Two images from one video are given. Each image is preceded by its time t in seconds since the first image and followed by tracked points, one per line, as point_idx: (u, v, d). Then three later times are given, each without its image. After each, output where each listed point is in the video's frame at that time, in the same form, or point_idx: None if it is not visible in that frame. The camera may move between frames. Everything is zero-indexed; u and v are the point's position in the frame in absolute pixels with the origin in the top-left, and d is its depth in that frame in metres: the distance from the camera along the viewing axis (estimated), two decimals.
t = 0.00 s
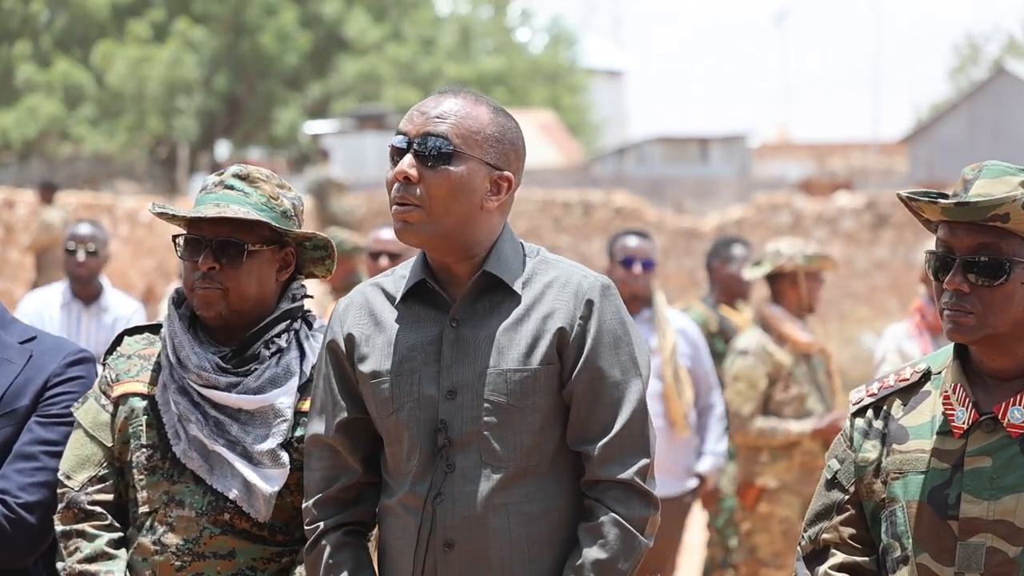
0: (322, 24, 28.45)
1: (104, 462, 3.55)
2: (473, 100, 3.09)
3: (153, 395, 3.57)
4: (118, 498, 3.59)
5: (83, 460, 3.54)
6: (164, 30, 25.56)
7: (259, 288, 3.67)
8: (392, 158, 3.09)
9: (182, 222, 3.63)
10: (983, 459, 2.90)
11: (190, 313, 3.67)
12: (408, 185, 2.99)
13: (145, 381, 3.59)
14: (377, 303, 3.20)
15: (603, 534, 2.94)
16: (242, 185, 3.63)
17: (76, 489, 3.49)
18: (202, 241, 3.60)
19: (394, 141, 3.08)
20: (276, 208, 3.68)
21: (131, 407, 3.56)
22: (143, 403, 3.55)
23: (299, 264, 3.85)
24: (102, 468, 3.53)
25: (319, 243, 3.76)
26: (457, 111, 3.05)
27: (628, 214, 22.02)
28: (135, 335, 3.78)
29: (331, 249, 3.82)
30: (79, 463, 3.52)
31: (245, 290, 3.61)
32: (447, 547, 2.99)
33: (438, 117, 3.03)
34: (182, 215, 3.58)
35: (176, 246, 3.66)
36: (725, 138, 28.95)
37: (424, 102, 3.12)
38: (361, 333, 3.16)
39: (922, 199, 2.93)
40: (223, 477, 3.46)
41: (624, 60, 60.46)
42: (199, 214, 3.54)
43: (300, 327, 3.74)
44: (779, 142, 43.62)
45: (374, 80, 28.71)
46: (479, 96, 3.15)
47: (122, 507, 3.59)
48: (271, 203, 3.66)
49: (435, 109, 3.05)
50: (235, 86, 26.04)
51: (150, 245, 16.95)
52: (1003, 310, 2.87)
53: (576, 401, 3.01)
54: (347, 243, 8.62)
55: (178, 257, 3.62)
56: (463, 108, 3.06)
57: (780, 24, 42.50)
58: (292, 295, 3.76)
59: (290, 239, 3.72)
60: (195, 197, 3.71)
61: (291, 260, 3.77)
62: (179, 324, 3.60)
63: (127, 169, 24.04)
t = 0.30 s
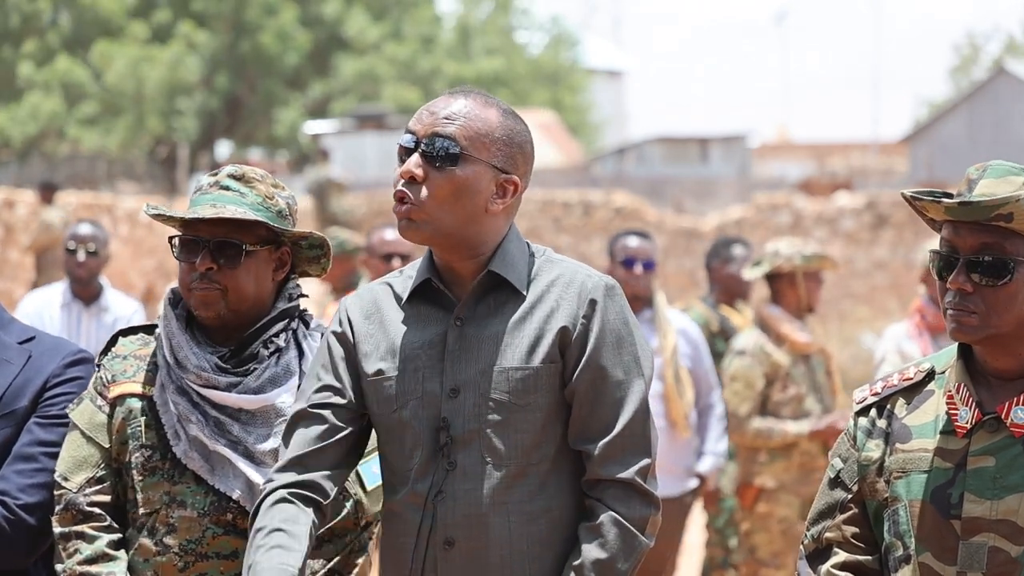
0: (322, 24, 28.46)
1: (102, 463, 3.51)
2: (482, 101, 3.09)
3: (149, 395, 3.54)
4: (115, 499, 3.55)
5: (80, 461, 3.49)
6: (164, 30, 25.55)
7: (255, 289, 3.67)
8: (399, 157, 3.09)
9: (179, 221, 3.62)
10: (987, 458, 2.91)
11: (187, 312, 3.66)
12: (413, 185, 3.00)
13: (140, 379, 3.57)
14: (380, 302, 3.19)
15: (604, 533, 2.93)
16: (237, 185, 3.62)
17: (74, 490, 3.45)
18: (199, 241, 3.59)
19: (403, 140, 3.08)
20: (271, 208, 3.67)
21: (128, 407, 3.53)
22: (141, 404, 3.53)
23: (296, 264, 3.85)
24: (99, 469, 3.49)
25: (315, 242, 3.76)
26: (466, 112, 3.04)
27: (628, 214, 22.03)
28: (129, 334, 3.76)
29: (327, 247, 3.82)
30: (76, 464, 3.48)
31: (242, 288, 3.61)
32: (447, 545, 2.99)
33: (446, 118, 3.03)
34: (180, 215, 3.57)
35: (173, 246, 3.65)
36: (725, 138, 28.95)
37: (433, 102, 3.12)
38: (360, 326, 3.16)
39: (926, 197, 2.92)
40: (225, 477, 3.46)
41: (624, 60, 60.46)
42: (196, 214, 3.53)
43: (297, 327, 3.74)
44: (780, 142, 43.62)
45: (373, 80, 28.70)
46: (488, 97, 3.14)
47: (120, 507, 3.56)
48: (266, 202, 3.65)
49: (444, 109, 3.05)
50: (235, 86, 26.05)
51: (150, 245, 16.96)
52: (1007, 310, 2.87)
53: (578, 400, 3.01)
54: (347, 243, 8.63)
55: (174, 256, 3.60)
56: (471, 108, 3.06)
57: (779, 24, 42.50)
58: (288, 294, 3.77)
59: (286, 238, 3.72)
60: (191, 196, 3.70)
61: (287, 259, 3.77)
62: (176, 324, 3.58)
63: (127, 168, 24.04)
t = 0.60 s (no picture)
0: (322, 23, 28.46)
1: (99, 463, 3.50)
2: (476, 103, 3.09)
3: (147, 396, 3.54)
4: (113, 500, 3.54)
5: (78, 462, 3.49)
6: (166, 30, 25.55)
7: (252, 288, 3.68)
8: (394, 161, 3.08)
9: (175, 221, 3.61)
10: (987, 458, 2.91)
11: (184, 312, 3.67)
12: (410, 190, 2.99)
13: (136, 380, 3.57)
14: (382, 303, 3.19)
15: (608, 534, 2.94)
16: (235, 184, 3.61)
17: (72, 491, 3.44)
18: (197, 239, 3.59)
19: (397, 144, 3.07)
20: (268, 207, 3.66)
21: (126, 408, 3.53)
22: (138, 404, 3.53)
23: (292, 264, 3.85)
24: (96, 470, 3.49)
25: (313, 241, 3.75)
26: (460, 115, 3.04)
27: (628, 214, 22.03)
28: (125, 335, 3.75)
29: (324, 247, 3.81)
30: (73, 465, 3.48)
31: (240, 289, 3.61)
32: (451, 547, 2.98)
33: (440, 122, 3.02)
34: (176, 214, 3.56)
35: (169, 245, 3.65)
36: (725, 138, 28.93)
37: (427, 105, 3.11)
38: (359, 326, 3.17)
39: (927, 199, 2.92)
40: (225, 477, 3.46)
41: (624, 60, 60.43)
42: (193, 213, 3.53)
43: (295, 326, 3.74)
44: (779, 142, 43.60)
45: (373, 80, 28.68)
46: (481, 98, 3.14)
47: (118, 507, 3.55)
48: (262, 202, 3.65)
49: (437, 113, 3.05)
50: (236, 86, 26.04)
51: (151, 245, 16.96)
52: (1007, 311, 2.87)
53: (581, 400, 3.01)
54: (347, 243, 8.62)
55: (172, 255, 3.60)
56: (466, 111, 3.05)
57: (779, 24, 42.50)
58: (285, 294, 3.77)
59: (283, 237, 3.72)
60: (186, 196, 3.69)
61: (284, 258, 3.77)
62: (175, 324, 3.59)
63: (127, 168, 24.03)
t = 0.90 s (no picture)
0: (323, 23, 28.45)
1: (97, 466, 3.50)
2: (470, 109, 3.08)
3: (145, 398, 3.54)
4: (112, 502, 3.53)
5: (75, 464, 3.48)
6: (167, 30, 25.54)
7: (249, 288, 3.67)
8: (388, 172, 3.06)
9: (171, 222, 3.61)
10: (986, 458, 2.91)
11: (180, 314, 3.67)
12: (409, 201, 2.97)
13: (133, 382, 3.57)
14: (382, 308, 3.17)
15: (618, 537, 2.95)
16: (230, 185, 3.62)
17: (71, 493, 3.44)
18: (193, 241, 3.60)
19: (390, 155, 3.05)
20: (263, 207, 3.67)
21: (123, 409, 3.52)
22: (135, 406, 3.53)
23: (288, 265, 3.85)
24: (94, 472, 3.48)
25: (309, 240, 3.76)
26: (456, 122, 3.03)
27: (628, 214, 22.03)
28: (121, 337, 3.74)
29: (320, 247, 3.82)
30: (71, 467, 3.47)
31: (237, 290, 3.61)
32: (460, 553, 2.98)
33: (435, 131, 3.01)
34: (172, 215, 3.56)
35: (165, 247, 3.65)
36: (725, 138, 28.93)
37: (420, 113, 3.09)
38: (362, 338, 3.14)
39: (925, 201, 2.93)
40: (225, 478, 3.46)
41: (624, 59, 60.44)
42: (190, 214, 3.53)
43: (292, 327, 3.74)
44: (779, 142, 43.60)
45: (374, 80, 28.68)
46: (475, 103, 3.13)
47: (117, 509, 3.54)
48: (258, 202, 3.65)
49: (431, 122, 3.03)
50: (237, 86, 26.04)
51: (151, 245, 16.97)
52: (1007, 312, 2.87)
53: (589, 404, 3.02)
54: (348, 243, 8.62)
55: (169, 256, 3.61)
56: (461, 118, 3.04)
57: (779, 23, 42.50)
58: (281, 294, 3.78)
59: (278, 238, 3.72)
60: (182, 197, 3.69)
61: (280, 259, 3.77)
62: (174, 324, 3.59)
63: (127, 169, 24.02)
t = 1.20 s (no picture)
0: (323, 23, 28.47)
1: (96, 467, 3.49)
2: (474, 97, 3.09)
3: (143, 399, 3.54)
4: (110, 502, 3.53)
5: (74, 465, 3.48)
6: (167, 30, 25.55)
7: (246, 288, 3.67)
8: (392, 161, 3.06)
9: (166, 223, 3.60)
10: (982, 459, 2.91)
11: (177, 314, 3.66)
12: (415, 185, 2.97)
13: (130, 382, 3.56)
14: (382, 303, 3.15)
15: (629, 538, 2.95)
16: (226, 185, 3.62)
17: (69, 494, 3.44)
18: (190, 241, 3.59)
19: (394, 142, 3.04)
20: (260, 207, 3.67)
21: (122, 410, 3.52)
22: (133, 406, 3.52)
23: (284, 265, 3.85)
24: (93, 473, 3.48)
25: (306, 240, 3.75)
26: (462, 108, 3.03)
27: (628, 214, 22.04)
28: (119, 337, 3.73)
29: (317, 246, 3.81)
30: (70, 468, 3.47)
31: (234, 291, 3.61)
32: (470, 555, 2.97)
33: (439, 115, 3.01)
34: (167, 216, 3.55)
35: (162, 248, 3.65)
36: (725, 138, 28.92)
37: (423, 101, 3.09)
38: (368, 329, 3.13)
39: (923, 201, 2.93)
40: (223, 479, 3.46)
41: (623, 59, 60.44)
42: (185, 215, 3.53)
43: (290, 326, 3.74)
44: (779, 142, 43.60)
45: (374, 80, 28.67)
46: (479, 94, 3.14)
47: (115, 510, 3.54)
48: (254, 202, 3.66)
49: (436, 107, 3.03)
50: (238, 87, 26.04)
51: (151, 245, 16.98)
52: (1005, 312, 2.87)
53: (600, 403, 3.01)
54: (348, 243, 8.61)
55: (165, 257, 3.60)
56: (466, 104, 3.05)
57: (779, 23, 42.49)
58: (278, 294, 3.78)
59: (275, 237, 3.72)
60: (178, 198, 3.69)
61: (277, 258, 3.77)
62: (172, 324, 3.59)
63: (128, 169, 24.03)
